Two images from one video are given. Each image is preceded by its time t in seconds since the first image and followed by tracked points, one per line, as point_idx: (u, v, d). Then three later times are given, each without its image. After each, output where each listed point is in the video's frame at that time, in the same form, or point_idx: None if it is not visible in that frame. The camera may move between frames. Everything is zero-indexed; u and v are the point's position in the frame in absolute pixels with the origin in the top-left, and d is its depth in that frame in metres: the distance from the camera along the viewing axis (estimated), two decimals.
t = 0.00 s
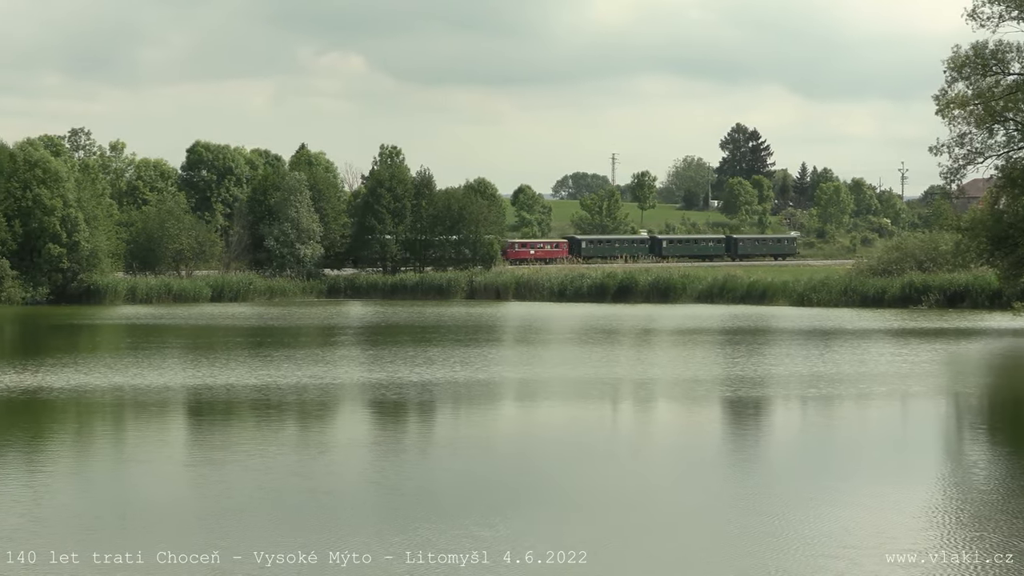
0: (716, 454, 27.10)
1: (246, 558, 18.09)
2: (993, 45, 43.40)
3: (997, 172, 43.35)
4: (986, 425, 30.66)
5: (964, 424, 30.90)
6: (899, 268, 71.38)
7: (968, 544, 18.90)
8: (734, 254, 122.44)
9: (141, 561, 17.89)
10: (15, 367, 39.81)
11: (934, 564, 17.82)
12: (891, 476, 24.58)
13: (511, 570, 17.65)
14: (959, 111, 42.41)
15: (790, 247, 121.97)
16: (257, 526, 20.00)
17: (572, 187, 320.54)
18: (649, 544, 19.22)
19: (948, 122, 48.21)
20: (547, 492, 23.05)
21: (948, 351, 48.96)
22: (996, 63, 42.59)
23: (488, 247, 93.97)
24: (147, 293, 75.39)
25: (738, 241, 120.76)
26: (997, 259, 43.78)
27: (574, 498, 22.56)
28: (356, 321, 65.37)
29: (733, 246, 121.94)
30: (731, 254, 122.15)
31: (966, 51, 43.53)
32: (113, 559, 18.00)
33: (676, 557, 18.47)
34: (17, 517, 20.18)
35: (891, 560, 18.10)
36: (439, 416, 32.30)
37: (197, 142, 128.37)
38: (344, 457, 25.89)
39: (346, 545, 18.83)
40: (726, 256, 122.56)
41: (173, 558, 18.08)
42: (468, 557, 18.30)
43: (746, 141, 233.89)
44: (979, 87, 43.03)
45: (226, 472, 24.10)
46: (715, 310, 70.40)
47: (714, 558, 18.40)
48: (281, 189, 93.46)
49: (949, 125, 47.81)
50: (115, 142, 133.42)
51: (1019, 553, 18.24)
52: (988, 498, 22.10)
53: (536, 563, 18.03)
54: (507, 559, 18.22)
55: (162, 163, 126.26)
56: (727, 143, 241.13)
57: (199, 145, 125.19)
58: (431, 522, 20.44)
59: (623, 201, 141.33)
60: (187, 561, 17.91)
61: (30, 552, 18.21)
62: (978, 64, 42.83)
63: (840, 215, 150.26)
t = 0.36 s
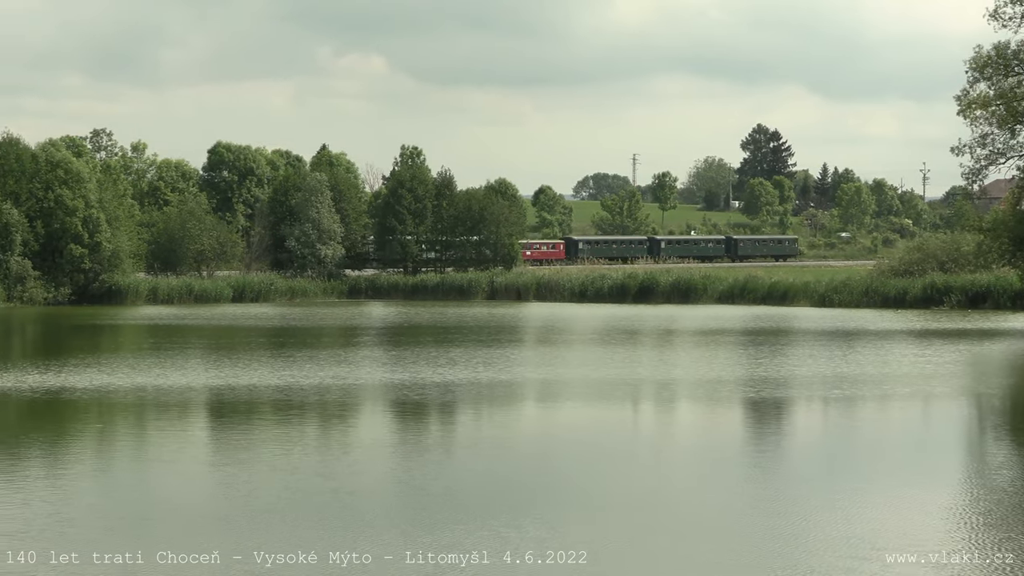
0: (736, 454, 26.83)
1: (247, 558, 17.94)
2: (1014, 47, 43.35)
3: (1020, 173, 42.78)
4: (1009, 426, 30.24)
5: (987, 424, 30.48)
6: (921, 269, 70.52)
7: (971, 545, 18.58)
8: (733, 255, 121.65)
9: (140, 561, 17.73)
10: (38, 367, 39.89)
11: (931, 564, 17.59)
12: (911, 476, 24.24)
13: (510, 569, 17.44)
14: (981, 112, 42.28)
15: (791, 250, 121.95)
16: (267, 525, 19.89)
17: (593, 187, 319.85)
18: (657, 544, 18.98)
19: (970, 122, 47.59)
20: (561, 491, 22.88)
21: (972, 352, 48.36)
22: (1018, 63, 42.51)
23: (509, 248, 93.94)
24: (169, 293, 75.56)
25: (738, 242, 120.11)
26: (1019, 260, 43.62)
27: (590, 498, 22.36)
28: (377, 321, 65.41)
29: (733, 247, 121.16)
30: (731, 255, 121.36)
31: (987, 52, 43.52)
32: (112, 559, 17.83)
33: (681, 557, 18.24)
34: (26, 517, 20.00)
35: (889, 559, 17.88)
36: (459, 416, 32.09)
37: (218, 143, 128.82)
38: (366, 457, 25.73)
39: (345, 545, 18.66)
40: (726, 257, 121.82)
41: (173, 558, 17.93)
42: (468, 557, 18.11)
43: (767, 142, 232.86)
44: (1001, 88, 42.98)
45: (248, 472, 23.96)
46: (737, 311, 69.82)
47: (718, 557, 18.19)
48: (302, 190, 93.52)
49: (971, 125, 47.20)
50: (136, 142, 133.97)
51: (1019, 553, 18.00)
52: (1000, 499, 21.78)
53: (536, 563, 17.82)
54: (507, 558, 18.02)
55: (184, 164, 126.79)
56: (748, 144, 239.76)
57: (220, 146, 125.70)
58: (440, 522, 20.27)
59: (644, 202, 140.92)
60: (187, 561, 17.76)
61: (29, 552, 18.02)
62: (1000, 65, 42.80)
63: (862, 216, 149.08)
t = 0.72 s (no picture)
0: (756, 454, 26.57)
1: (246, 558, 17.80)
2: None
3: None
4: None
5: (1010, 424, 30.07)
6: (942, 269, 69.75)
7: (971, 545, 18.33)
8: (732, 256, 121.10)
9: (140, 561, 17.59)
10: (60, 367, 39.98)
11: (932, 564, 17.37)
12: (929, 475, 23.93)
13: (508, 569, 17.27)
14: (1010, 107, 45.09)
15: (792, 250, 121.05)
16: (281, 525, 19.72)
17: (614, 188, 319.09)
18: (662, 544, 18.78)
19: (993, 121, 47.05)
20: (576, 490, 22.69)
21: (995, 352, 47.77)
22: None
23: (530, 248, 93.83)
24: (189, 294, 75.81)
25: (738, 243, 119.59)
26: None
27: (604, 497, 22.14)
28: (397, 321, 65.37)
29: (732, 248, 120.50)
30: (730, 256, 120.61)
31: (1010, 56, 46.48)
32: (112, 559, 17.67)
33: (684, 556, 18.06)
34: (38, 517, 19.93)
35: (890, 559, 17.64)
36: (481, 416, 31.90)
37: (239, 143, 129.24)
38: (387, 458, 25.60)
39: (345, 545, 18.51)
40: (725, 258, 121.10)
41: (173, 558, 17.80)
42: (468, 557, 17.95)
43: (788, 142, 231.69)
44: None
45: (271, 473, 23.83)
46: (757, 311, 69.34)
47: (722, 557, 18.00)
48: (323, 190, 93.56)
49: (994, 126, 46.69)
50: (158, 143, 134.57)
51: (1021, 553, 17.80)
52: (1012, 500, 21.48)
53: (536, 563, 17.63)
54: (507, 559, 17.83)
55: (205, 164, 127.29)
56: (768, 144, 238.27)
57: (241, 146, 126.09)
58: (449, 522, 20.07)
59: (664, 202, 140.43)
60: (187, 561, 17.63)
61: (30, 552, 17.89)
62: None
63: (883, 216, 147.85)
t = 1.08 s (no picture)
0: (775, 454, 26.25)
1: (246, 558, 17.64)
2: None
3: None
4: None
5: None
6: (964, 270, 68.88)
7: (973, 545, 18.07)
8: (730, 256, 120.59)
9: (140, 561, 17.43)
10: (81, 366, 39.97)
11: (928, 563, 17.16)
12: (947, 476, 23.57)
13: (506, 569, 17.08)
14: None
15: (793, 250, 119.58)
16: (294, 525, 19.55)
17: (636, 188, 318.23)
18: (672, 544, 18.54)
19: (1017, 121, 46.35)
20: (591, 489, 22.48)
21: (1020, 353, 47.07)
22: None
23: (551, 248, 93.49)
24: (211, 294, 76.00)
25: (738, 244, 119.02)
26: None
27: (618, 497, 21.93)
28: (417, 321, 65.15)
29: (732, 249, 119.86)
30: (730, 256, 119.95)
31: None
32: (112, 559, 17.48)
33: (687, 555, 17.86)
34: (51, 516, 19.78)
35: (887, 559, 17.44)
36: (502, 417, 31.63)
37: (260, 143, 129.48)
38: (407, 458, 25.36)
39: (343, 545, 18.31)
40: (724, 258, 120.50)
41: (173, 559, 17.64)
42: (468, 557, 17.76)
43: (809, 142, 230.41)
44: None
45: (289, 473, 23.62)
46: (778, 311, 68.80)
47: (724, 556, 17.80)
48: (344, 190, 93.50)
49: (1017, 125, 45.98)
50: (179, 144, 135.09)
51: (1018, 554, 17.57)
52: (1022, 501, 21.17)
53: (535, 563, 17.41)
54: (506, 558, 17.62)
55: (225, 164, 127.69)
56: (789, 144, 236.77)
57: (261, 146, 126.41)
58: (456, 522, 19.84)
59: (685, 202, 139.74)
60: (187, 562, 17.48)
61: (30, 551, 17.76)
62: None
63: (905, 217, 146.50)
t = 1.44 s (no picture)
0: (800, 454, 25.93)
1: (246, 558, 17.49)
2: None
3: None
4: None
5: None
6: (996, 270, 67.51)
7: (972, 545, 17.90)
8: (739, 256, 119.57)
9: (140, 561, 17.22)
10: (112, 366, 40.06)
11: (929, 562, 17.02)
12: (971, 475, 23.21)
13: (504, 570, 16.94)
14: None
15: (803, 250, 117.51)
16: (309, 524, 19.39)
17: (667, 189, 316.33)
18: (682, 543, 18.34)
19: None
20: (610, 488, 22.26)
21: None
22: None
23: (581, 248, 93.03)
24: (242, 294, 76.31)
25: (747, 244, 118.07)
26: None
27: (634, 496, 21.74)
28: (446, 322, 64.99)
29: (741, 249, 118.90)
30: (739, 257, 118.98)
31: None
32: (112, 559, 17.26)
33: (686, 554, 17.70)
34: (71, 514, 19.72)
35: (888, 558, 17.30)
36: (534, 417, 31.33)
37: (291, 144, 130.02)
38: (435, 458, 25.05)
39: (344, 545, 18.13)
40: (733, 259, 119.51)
41: (173, 558, 17.44)
42: (468, 557, 17.62)
43: (841, 141, 228.25)
44: None
45: (318, 473, 23.34)
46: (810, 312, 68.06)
47: (727, 554, 17.67)
48: (375, 191, 93.42)
49: None
50: (211, 144, 135.86)
51: (1019, 554, 17.41)
52: None
53: (535, 563, 17.26)
54: (506, 559, 17.46)
55: (257, 164, 128.39)
56: (821, 143, 234.11)
57: (292, 146, 126.93)
58: (466, 522, 19.64)
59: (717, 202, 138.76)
60: (188, 561, 17.29)
61: (30, 551, 17.64)
62: None
63: (936, 217, 144.41)
